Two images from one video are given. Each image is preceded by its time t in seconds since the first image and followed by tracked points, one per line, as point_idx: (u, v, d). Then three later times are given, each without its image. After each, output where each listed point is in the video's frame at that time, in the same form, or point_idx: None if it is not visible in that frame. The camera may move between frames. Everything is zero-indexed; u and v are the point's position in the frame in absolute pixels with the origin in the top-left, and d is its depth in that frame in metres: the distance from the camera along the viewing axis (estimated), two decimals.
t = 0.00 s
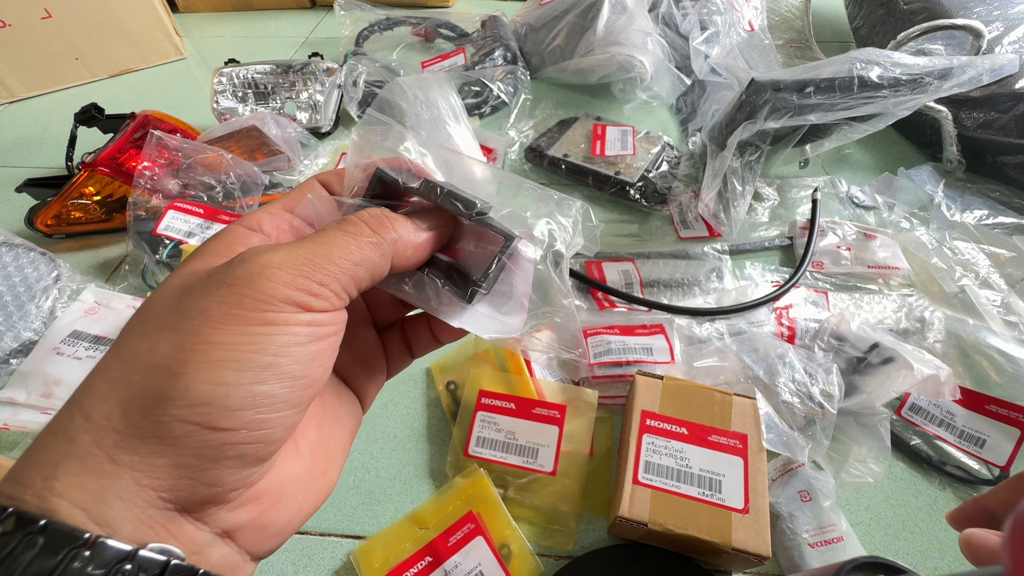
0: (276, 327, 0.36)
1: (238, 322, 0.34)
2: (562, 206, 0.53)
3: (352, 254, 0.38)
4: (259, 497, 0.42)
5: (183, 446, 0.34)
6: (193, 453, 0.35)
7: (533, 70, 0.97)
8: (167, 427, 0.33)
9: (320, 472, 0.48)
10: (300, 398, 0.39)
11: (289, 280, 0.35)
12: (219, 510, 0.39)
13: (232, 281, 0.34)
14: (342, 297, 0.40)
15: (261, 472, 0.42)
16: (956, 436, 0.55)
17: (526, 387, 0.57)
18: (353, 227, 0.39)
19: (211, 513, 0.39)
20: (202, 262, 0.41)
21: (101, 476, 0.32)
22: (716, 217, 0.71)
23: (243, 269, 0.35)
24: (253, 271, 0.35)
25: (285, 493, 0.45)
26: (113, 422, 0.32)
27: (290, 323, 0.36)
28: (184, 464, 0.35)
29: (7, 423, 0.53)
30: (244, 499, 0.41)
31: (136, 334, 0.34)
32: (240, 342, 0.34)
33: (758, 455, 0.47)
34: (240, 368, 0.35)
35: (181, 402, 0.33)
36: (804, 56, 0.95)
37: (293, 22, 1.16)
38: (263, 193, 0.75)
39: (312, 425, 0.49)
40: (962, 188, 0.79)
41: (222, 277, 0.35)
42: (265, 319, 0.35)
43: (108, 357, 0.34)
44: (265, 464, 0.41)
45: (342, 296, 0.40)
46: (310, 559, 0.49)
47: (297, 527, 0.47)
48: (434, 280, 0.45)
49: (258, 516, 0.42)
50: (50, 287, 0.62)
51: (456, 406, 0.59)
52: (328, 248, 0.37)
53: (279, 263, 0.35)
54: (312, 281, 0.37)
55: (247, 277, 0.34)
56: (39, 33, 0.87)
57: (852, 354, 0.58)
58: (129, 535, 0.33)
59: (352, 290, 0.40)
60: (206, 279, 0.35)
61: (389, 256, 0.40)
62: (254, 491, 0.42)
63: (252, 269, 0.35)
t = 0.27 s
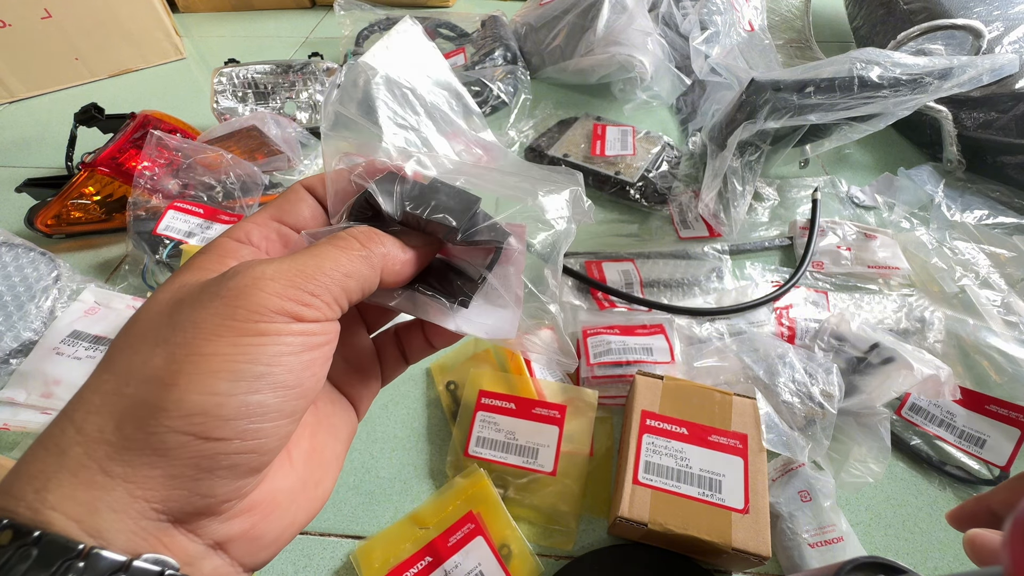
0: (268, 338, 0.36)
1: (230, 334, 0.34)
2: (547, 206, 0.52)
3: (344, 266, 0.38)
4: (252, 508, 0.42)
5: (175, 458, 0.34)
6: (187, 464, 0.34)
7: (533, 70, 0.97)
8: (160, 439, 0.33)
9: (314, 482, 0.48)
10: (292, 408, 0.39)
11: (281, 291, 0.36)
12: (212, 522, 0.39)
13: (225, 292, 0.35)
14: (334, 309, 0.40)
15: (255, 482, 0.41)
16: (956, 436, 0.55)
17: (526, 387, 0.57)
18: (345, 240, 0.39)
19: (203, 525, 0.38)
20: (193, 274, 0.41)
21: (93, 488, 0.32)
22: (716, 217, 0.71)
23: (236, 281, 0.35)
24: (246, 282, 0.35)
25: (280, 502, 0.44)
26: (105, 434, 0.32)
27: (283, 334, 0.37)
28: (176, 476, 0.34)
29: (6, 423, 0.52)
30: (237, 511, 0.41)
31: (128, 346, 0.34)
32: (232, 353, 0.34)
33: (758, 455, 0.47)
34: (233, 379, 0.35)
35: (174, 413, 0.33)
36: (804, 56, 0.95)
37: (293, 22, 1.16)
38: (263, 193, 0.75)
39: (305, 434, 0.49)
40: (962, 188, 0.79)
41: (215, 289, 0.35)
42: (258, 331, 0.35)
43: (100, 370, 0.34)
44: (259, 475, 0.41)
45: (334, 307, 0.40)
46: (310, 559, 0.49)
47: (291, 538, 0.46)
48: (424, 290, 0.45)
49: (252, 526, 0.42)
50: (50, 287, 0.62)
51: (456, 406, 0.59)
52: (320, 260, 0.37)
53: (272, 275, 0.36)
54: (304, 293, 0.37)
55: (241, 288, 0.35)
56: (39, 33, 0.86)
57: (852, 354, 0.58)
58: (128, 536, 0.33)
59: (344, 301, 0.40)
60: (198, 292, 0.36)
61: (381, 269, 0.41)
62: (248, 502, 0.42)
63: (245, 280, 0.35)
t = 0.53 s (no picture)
0: (280, 345, 0.36)
1: (242, 341, 0.34)
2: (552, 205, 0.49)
3: (354, 273, 0.38)
4: (265, 507, 0.42)
5: (192, 458, 0.34)
6: (204, 463, 0.35)
7: (533, 70, 0.97)
8: (176, 440, 0.33)
9: (323, 483, 0.48)
10: (304, 411, 0.39)
11: (292, 299, 0.36)
12: (226, 521, 0.39)
13: (237, 300, 0.35)
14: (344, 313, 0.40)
15: (268, 480, 0.42)
16: (956, 436, 0.55)
17: (526, 387, 0.57)
18: (353, 245, 0.38)
19: (217, 523, 0.38)
20: (205, 276, 0.40)
21: (113, 488, 0.32)
22: (716, 217, 0.71)
23: (248, 288, 0.35)
24: (258, 290, 0.35)
25: (291, 503, 0.45)
26: (124, 436, 0.32)
27: (295, 340, 0.37)
28: (194, 473, 0.35)
29: (6, 423, 0.52)
30: (251, 509, 0.41)
31: (143, 349, 0.34)
32: (245, 360, 0.34)
33: (758, 455, 0.47)
34: (246, 385, 0.35)
35: (191, 417, 0.33)
36: (804, 56, 0.95)
37: (293, 22, 1.16)
38: (263, 193, 0.75)
39: (316, 436, 0.49)
40: (962, 188, 0.79)
41: (227, 295, 0.35)
42: (270, 338, 0.35)
43: (116, 372, 0.34)
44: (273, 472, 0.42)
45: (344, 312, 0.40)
46: (310, 559, 0.49)
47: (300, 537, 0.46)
48: (432, 286, 0.44)
49: (263, 526, 0.42)
50: (50, 287, 0.62)
51: (456, 406, 0.59)
52: (331, 267, 0.37)
53: (283, 283, 0.35)
54: (315, 300, 0.37)
55: (252, 297, 0.35)
56: (39, 33, 0.86)
57: (852, 354, 0.58)
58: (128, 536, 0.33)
59: (354, 305, 0.40)
60: (211, 297, 0.35)
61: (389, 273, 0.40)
62: (261, 500, 0.42)
63: (256, 288, 0.35)
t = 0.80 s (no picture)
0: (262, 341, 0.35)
1: (222, 338, 0.34)
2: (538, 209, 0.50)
3: (333, 261, 0.38)
4: (257, 510, 0.41)
5: (179, 457, 0.34)
6: (191, 462, 0.35)
7: (533, 70, 0.97)
8: (162, 439, 0.33)
9: (319, 484, 0.47)
10: (288, 409, 0.39)
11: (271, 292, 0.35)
12: (219, 522, 0.38)
13: (215, 296, 0.34)
14: (328, 305, 0.39)
15: (260, 480, 0.41)
16: (956, 436, 0.55)
17: (526, 387, 0.57)
18: (332, 235, 0.39)
19: (210, 524, 0.38)
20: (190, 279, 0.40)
21: (103, 489, 0.32)
22: (716, 217, 0.71)
23: (225, 284, 0.35)
24: (235, 285, 0.34)
25: (286, 506, 0.44)
26: (110, 437, 0.32)
27: (277, 335, 0.36)
28: (181, 473, 0.35)
29: (6, 423, 0.52)
30: (243, 511, 0.40)
31: (126, 351, 0.35)
32: (225, 357, 0.34)
33: (758, 455, 0.47)
34: (229, 383, 0.35)
35: (173, 416, 0.33)
36: (804, 56, 0.95)
37: (293, 22, 1.16)
38: (263, 193, 0.75)
39: (309, 436, 0.48)
40: (962, 188, 0.79)
41: (205, 292, 0.35)
42: (250, 334, 0.35)
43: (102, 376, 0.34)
44: (264, 471, 0.41)
45: (328, 304, 0.39)
46: (310, 559, 0.49)
47: (297, 541, 0.45)
48: (420, 282, 0.44)
49: (258, 528, 0.41)
50: (50, 287, 0.62)
51: (456, 406, 0.59)
52: (309, 259, 0.37)
53: (261, 276, 0.35)
54: (295, 293, 0.36)
55: (231, 292, 0.34)
56: (39, 33, 0.86)
57: (852, 354, 0.58)
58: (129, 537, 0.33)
59: (337, 296, 0.40)
60: (190, 296, 0.35)
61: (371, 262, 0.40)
62: (254, 502, 0.41)
63: (234, 283, 0.35)
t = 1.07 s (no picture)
0: (194, 339, 0.35)
1: (149, 338, 0.33)
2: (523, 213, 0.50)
3: (268, 252, 0.37)
4: (222, 523, 0.38)
5: (112, 469, 0.33)
6: (121, 475, 0.33)
7: (533, 70, 0.97)
8: (94, 451, 0.33)
9: (296, 495, 0.45)
10: (226, 413, 0.37)
11: (199, 285, 0.35)
12: (174, 537, 0.36)
13: (143, 299, 0.34)
14: (269, 296, 0.38)
15: (215, 492, 0.38)
16: (956, 436, 0.55)
17: (526, 387, 0.57)
18: (271, 227, 0.38)
19: (164, 539, 0.35)
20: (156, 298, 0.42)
21: (44, 504, 0.32)
22: (716, 217, 0.71)
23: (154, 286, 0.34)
24: (160, 285, 0.34)
25: (254, 519, 0.41)
26: (51, 451, 0.33)
27: (212, 333, 0.35)
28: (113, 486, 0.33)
29: (7, 423, 0.53)
30: (198, 524, 0.37)
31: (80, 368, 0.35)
32: (152, 358, 0.33)
33: (758, 455, 0.47)
34: (157, 386, 0.33)
35: (100, 425, 0.32)
36: (803, 56, 0.95)
37: (293, 22, 1.16)
38: (263, 193, 0.75)
39: (288, 449, 0.46)
40: (962, 188, 0.79)
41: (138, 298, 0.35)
42: (180, 331, 0.34)
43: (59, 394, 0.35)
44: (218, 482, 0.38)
45: (268, 295, 0.38)
46: (310, 559, 0.49)
47: (269, 559, 0.42)
48: (381, 284, 0.44)
49: (220, 543, 0.38)
50: (50, 287, 0.62)
51: (456, 406, 0.59)
52: (240, 250, 0.36)
53: (188, 273, 0.35)
54: (226, 286, 0.36)
55: (156, 292, 0.34)
56: (39, 33, 0.87)
57: (852, 354, 0.58)
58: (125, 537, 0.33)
59: (278, 287, 0.38)
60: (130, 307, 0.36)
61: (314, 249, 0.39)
62: (212, 514, 0.38)
63: (161, 283, 0.34)
